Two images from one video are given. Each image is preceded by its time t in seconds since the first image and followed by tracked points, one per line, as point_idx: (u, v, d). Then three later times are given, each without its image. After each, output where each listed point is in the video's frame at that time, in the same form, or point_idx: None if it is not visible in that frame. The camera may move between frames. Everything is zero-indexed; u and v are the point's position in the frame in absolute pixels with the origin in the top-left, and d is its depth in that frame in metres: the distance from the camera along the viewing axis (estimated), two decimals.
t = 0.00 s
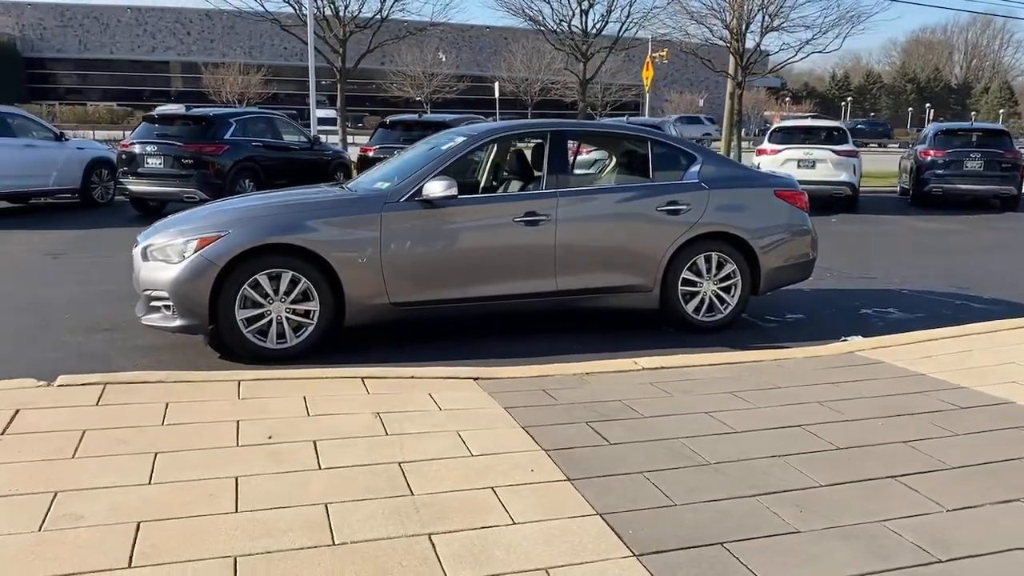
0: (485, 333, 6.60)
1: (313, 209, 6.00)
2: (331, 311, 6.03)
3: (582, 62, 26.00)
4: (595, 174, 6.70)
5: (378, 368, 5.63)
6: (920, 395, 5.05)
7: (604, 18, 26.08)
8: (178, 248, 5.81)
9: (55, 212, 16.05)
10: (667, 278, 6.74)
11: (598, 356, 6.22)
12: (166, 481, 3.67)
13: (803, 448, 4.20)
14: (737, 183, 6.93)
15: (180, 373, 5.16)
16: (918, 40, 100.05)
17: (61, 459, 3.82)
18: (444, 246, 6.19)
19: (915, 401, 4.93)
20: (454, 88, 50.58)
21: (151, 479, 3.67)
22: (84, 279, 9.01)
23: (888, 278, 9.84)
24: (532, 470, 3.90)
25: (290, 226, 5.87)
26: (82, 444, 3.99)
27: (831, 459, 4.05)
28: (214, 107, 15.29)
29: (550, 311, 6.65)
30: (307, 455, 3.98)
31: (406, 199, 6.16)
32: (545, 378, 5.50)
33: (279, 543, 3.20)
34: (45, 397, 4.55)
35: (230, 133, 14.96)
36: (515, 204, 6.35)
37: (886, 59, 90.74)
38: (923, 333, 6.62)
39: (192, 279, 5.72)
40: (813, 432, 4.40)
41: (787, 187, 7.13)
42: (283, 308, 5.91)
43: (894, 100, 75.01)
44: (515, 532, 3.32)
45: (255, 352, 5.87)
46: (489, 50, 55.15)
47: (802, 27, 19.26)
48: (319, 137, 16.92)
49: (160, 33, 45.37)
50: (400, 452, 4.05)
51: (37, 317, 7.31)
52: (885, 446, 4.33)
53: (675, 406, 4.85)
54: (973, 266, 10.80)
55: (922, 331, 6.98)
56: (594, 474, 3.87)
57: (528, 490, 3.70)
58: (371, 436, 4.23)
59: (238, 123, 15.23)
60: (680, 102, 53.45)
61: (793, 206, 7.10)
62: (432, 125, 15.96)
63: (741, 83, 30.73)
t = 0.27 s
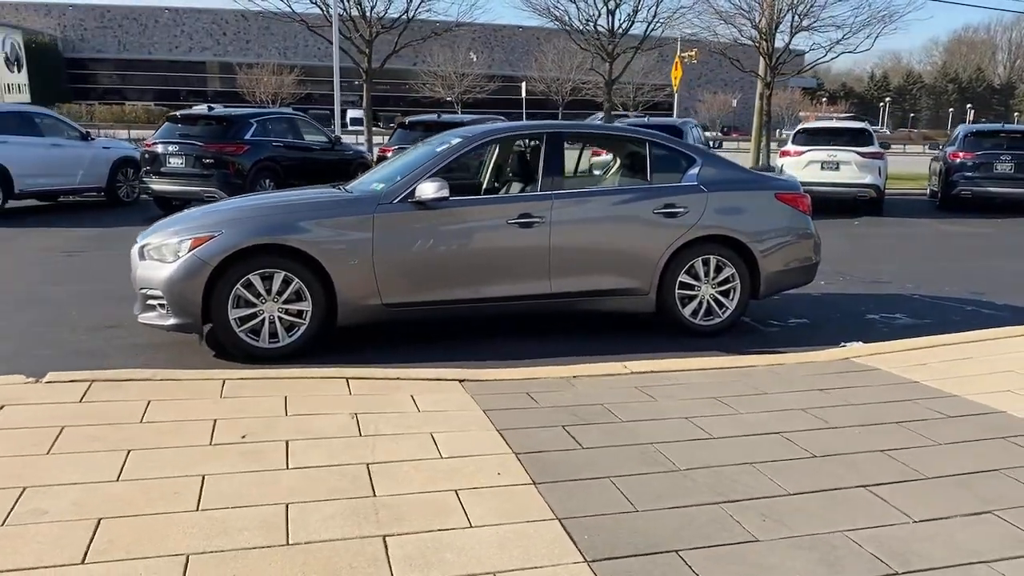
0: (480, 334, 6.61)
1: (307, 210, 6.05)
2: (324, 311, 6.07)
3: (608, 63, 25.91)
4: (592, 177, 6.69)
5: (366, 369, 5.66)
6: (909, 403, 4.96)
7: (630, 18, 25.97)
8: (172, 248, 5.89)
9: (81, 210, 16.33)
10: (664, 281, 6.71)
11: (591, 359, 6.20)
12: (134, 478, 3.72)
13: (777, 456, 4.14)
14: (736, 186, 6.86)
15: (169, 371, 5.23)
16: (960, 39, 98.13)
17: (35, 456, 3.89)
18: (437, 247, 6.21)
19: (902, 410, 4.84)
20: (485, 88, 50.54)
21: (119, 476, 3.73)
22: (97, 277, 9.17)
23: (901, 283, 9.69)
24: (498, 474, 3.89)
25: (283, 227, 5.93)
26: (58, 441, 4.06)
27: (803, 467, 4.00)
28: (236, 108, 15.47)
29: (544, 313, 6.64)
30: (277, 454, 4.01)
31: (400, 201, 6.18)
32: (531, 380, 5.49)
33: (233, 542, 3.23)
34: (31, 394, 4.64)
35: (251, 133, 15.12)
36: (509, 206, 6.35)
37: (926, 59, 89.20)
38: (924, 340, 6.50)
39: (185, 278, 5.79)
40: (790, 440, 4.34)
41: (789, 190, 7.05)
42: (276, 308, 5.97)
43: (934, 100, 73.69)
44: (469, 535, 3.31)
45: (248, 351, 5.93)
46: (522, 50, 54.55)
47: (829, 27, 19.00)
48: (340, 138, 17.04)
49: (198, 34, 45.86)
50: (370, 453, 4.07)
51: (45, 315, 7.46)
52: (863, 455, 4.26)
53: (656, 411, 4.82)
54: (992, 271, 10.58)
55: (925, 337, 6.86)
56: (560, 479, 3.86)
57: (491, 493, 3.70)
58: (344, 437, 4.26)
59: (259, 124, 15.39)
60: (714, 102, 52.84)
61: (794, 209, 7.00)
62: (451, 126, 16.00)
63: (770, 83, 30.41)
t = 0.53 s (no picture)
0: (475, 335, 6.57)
1: (301, 208, 6.05)
2: (316, 310, 6.07)
3: (632, 63, 25.75)
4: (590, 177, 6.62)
5: (355, 368, 5.64)
6: (902, 411, 4.84)
7: (655, 18, 25.79)
8: (166, 245, 5.91)
9: (105, 208, 16.51)
10: (662, 282, 6.63)
11: (584, 361, 6.13)
12: (102, 476, 3.73)
13: (756, 463, 4.05)
14: (738, 188, 6.75)
15: (156, 368, 5.25)
16: (999, 40, 96.21)
17: (9, 451, 3.91)
18: (431, 246, 6.17)
19: (894, 418, 4.72)
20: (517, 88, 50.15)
21: (88, 473, 3.73)
22: (107, 274, 9.26)
23: (915, 287, 9.49)
24: (468, 477, 3.84)
25: (276, 225, 5.93)
26: (34, 436, 4.08)
27: (781, 475, 3.90)
28: (256, 107, 15.58)
29: (541, 314, 6.58)
30: (249, 454, 4.00)
31: (394, 199, 6.16)
32: (519, 382, 5.43)
33: (190, 541, 3.21)
34: (16, 389, 4.67)
35: (269, 132, 15.19)
36: (505, 206, 6.30)
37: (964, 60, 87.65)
38: (928, 346, 6.34)
39: (178, 275, 5.81)
40: (772, 447, 4.25)
41: (793, 191, 6.93)
42: (268, 306, 5.97)
43: (972, 102, 72.33)
44: (428, 540, 3.27)
45: (240, 349, 5.94)
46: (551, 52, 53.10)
47: (855, 27, 18.72)
48: (360, 138, 17.08)
49: (231, 34, 46.10)
50: (342, 454, 4.04)
51: (49, 311, 7.54)
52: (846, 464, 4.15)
53: (640, 415, 4.74)
54: (1012, 277, 10.33)
55: (931, 343, 6.70)
56: (531, 483, 3.80)
57: (458, 496, 3.65)
58: (318, 437, 4.23)
59: (278, 122, 15.48)
60: (745, 104, 52.15)
61: (797, 211, 6.88)
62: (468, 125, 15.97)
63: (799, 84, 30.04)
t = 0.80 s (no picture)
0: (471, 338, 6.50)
1: (294, 209, 6.02)
2: (308, 311, 6.04)
3: (655, 61, 25.52)
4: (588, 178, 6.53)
5: (344, 371, 5.60)
6: (897, 423, 4.70)
7: (678, 16, 25.54)
8: (158, 245, 5.90)
9: (124, 205, 16.65)
10: (661, 286, 6.52)
11: (578, 365, 6.04)
12: (72, 480, 3.71)
13: (737, 476, 3.95)
14: (740, 190, 6.63)
15: (143, 369, 5.24)
16: None
17: None
18: (425, 248, 6.11)
19: (888, 430, 4.59)
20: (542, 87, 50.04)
21: (57, 477, 3.72)
22: (113, 272, 9.30)
23: (930, 291, 9.28)
24: (440, 486, 3.78)
25: (269, 226, 5.90)
26: (10, 438, 4.08)
27: (761, 488, 3.80)
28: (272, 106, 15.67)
29: (537, 318, 6.50)
30: (221, 459, 3.97)
31: (389, 201, 6.11)
32: (508, 387, 5.36)
33: (148, 548, 3.18)
34: None
35: (285, 131, 15.24)
36: (500, 208, 6.23)
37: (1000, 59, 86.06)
38: (934, 354, 6.18)
39: (170, 275, 5.80)
40: (756, 459, 4.14)
41: (797, 194, 6.79)
42: (260, 307, 5.96)
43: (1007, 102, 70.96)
44: (389, 551, 3.21)
45: (231, 349, 5.93)
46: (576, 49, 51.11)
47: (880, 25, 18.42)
48: (377, 137, 17.07)
49: (259, 32, 46.30)
50: (315, 460, 4.00)
51: (51, 309, 7.57)
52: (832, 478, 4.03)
53: (625, 423, 4.64)
54: None
55: (939, 351, 6.53)
56: (503, 493, 3.73)
57: (426, 506, 3.59)
58: (294, 442, 4.20)
59: (294, 121, 15.54)
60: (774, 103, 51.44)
61: (801, 215, 6.75)
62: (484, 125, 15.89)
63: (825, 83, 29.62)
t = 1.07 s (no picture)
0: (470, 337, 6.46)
1: (292, 206, 6.01)
2: (305, 309, 6.02)
3: (677, 59, 25.33)
4: (588, 177, 6.46)
5: (338, 369, 5.58)
6: (895, 430, 4.59)
7: (700, 14, 25.33)
8: (156, 241, 5.92)
9: (144, 201, 16.79)
10: (662, 286, 6.43)
11: (576, 365, 5.97)
12: (51, 475, 3.72)
13: (722, 481, 3.87)
14: (744, 190, 6.53)
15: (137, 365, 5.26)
16: None
17: None
18: (422, 246, 6.08)
19: (883, 437, 4.48)
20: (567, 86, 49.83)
21: (37, 473, 3.73)
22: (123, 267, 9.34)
23: (945, 294, 9.09)
24: (418, 488, 3.74)
25: (266, 223, 5.89)
26: None
27: (746, 494, 3.73)
28: (289, 103, 15.75)
29: (536, 317, 6.45)
30: (201, 457, 3.96)
31: (386, 199, 6.09)
32: (501, 387, 5.31)
33: (115, 547, 3.17)
34: None
35: (301, 128, 15.30)
36: (498, 206, 6.18)
37: None
38: (941, 359, 6.04)
39: (167, 271, 5.81)
40: (744, 464, 4.07)
41: (803, 194, 6.68)
42: (257, 304, 5.96)
43: None
44: (357, 553, 3.18)
45: (228, 346, 5.94)
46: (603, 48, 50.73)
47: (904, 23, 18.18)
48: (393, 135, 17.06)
49: (286, 30, 46.53)
50: (296, 460, 3.97)
51: (56, 303, 7.62)
52: (821, 485, 3.93)
53: (613, 424, 4.58)
54: None
55: (947, 356, 6.38)
56: (481, 496, 3.68)
57: (401, 508, 3.55)
58: (278, 441, 4.18)
59: (311, 118, 15.60)
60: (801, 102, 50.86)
61: (807, 215, 6.64)
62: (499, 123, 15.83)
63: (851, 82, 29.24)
